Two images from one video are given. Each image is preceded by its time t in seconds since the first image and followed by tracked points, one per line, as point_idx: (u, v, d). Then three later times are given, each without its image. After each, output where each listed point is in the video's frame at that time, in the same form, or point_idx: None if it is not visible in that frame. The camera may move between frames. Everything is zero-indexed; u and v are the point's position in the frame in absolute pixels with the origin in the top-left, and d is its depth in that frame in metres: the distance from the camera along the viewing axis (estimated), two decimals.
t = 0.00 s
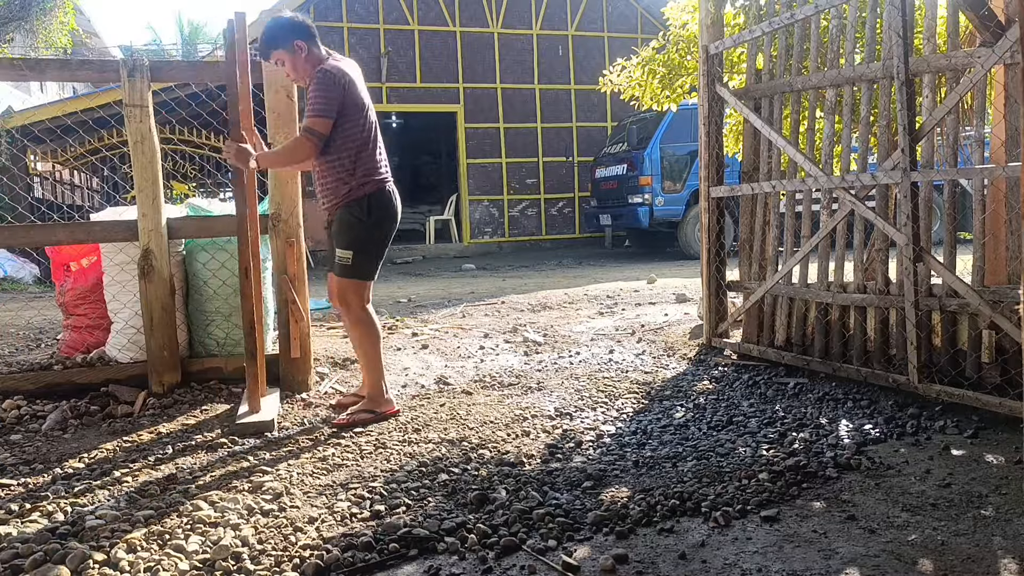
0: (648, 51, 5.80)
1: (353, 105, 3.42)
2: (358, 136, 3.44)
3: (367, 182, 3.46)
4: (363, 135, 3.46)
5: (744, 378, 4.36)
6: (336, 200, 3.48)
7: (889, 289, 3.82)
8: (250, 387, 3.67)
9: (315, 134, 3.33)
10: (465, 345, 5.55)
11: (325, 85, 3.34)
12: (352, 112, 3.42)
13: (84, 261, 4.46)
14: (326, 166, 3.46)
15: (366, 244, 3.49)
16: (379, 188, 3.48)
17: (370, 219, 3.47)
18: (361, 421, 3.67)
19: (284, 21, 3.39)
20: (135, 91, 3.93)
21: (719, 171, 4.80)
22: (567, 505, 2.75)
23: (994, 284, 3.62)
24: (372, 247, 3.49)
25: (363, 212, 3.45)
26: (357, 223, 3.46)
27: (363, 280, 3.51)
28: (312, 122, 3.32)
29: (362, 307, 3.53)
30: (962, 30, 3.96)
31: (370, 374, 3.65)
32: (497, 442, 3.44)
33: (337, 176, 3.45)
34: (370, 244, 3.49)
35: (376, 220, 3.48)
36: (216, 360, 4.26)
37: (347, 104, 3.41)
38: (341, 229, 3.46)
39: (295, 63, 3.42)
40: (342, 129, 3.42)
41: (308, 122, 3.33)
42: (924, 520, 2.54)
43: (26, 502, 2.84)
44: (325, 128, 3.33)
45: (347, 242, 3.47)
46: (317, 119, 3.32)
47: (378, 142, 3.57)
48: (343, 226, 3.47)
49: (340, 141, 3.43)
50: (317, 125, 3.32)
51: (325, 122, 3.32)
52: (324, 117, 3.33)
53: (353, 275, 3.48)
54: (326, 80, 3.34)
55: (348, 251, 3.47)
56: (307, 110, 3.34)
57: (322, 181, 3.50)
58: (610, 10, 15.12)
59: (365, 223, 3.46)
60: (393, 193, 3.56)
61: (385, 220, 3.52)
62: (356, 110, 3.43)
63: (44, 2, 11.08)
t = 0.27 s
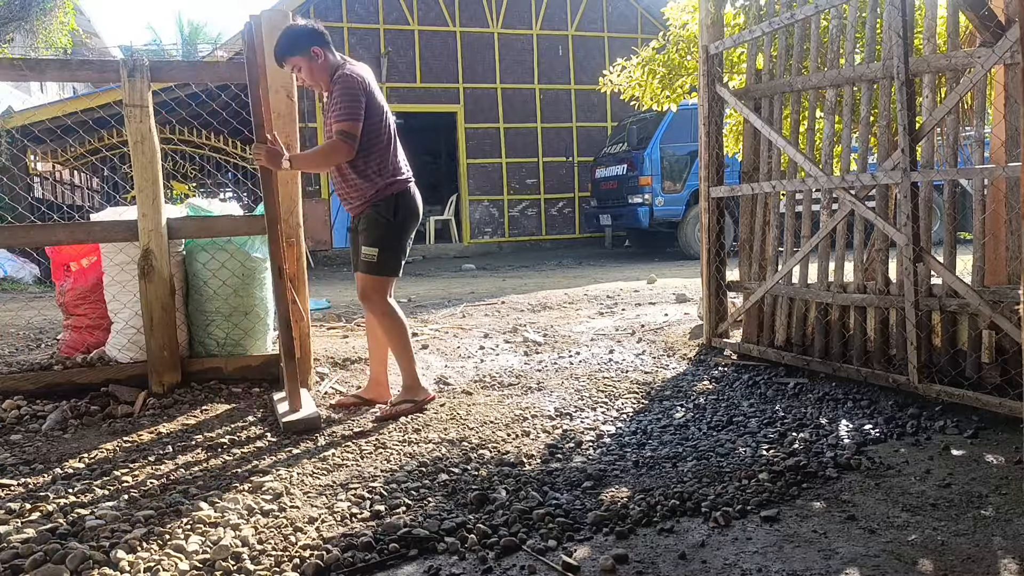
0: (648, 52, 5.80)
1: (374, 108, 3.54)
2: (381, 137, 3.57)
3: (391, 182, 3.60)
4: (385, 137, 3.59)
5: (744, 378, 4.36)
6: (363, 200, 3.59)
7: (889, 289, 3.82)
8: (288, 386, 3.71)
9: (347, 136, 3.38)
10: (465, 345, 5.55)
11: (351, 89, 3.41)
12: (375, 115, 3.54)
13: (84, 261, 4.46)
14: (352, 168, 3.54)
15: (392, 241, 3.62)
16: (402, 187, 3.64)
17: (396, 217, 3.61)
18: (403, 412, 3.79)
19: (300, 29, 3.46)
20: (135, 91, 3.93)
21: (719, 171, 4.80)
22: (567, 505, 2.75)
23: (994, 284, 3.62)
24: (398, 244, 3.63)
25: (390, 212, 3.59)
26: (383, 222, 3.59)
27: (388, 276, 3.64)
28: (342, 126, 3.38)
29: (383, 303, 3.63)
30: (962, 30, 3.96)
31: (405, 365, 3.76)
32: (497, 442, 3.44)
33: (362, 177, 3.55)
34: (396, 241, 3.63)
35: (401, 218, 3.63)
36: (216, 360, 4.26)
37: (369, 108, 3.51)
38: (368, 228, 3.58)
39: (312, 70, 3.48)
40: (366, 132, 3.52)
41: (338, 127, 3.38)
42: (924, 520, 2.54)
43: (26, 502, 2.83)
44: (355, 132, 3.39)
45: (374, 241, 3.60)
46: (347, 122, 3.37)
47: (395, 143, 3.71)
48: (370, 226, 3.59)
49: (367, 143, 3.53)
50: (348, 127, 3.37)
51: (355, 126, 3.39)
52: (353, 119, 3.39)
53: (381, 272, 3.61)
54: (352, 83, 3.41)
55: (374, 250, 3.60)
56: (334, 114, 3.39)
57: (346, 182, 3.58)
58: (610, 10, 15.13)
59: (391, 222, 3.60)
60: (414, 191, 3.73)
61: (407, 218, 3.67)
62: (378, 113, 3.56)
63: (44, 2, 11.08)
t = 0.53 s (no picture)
0: (648, 52, 5.80)
1: (402, 101, 3.53)
2: (407, 131, 3.55)
3: (414, 178, 3.57)
4: (411, 130, 3.57)
5: (744, 378, 4.36)
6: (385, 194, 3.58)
7: (889, 289, 3.82)
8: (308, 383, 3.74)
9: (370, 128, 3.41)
10: (465, 345, 5.55)
11: (378, 80, 3.42)
12: (402, 108, 3.53)
13: (84, 261, 4.46)
14: (376, 160, 3.55)
15: (413, 238, 3.60)
16: (426, 183, 3.60)
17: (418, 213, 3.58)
18: (403, 412, 3.79)
19: (337, 18, 3.49)
20: (134, 91, 3.92)
21: (719, 172, 4.80)
22: (567, 505, 2.75)
23: (994, 285, 3.62)
24: (419, 241, 3.61)
25: (410, 207, 3.57)
26: (404, 217, 3.56)
27: (415, 274, 3.63)
28: (364, 117, 3.39)
29: (417, 301, 3.67)
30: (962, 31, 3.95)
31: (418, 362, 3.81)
32: (497, 442, 3.44)
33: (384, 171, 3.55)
34: (418, 238, 3.61)
35: (423, 215, 3.60)
36: (216, 360, 4.25)
37: (396, 101, 3.51)
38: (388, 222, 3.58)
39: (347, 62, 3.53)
40: (392, 124, 3.52)
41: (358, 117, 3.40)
42: (924, 520, 2.54)
43: (26, 502, 2.83)
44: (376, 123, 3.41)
45: (396, 237, 3.59)
46: (369, 113, 3.39)
47: (425, 137, 3.68)
48: (392, 221, 3.58)
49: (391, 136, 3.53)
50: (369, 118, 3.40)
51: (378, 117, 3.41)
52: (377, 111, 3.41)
53: (399, 267, 3.60)
54: (380, 75, 3.43)
55: (395, 246, 3.59)
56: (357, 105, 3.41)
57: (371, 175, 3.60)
58: (610, 10, 15.14)
59: (412, 218, 3.57)
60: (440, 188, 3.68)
61: (430, 214, 3.63)
62: (405, 106, 3.54)
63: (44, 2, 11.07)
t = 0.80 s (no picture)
0: (648, 52, 5.80)
1: (426, 97, 3.56)
2: (431, 127, 3.58)
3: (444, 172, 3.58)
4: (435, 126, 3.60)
5: (744, 378, 4.36)
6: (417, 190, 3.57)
7: (889, 289, 3.82)
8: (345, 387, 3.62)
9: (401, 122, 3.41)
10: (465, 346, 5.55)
11: (404, 75, 3.45)
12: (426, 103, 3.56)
13: (83, 262, 4.46)
14: (405, 156, 3.55)
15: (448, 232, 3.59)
16: (456, 177, 3.62)
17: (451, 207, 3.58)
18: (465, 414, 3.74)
19: (356, 18, 3.52)
20: (134, 91, 3.91)
21: (719, 172, 4.80)
22: (567, 505, 2.75)
23: (994, 285, 3.62)
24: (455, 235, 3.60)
25: (442, 202, 3.57)
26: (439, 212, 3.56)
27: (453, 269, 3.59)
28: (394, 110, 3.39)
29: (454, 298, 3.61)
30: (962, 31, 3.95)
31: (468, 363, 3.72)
32: (497, 442, 3.44)
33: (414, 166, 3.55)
34: (453, 232, 3.60)
35: (456, 209, 3.60)
36: (216, 360, 4.25)
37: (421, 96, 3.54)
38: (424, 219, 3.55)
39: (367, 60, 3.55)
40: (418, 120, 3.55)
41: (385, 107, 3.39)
42: (924, 520, 2.54)
43: (26, 502, 2.83)
44: (406, 115, 3.41)
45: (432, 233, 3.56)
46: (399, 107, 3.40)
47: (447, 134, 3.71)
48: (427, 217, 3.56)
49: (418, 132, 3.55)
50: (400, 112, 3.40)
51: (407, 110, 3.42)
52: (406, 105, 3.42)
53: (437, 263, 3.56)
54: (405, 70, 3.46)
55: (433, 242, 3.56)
56: (383, 98, 3.41)
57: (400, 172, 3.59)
58: (610, 10, 15.15)
59: (445, 213, 3.57)
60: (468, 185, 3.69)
61: (462, 208, 3.64)
62: (428, 102, 3.58)
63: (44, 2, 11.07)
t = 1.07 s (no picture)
0: (648, 52, 5.80)
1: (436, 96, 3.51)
2: (439, 127, 3.54)
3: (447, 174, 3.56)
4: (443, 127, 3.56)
5: (744, 378, 4.35)
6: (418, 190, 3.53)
7: (889, 289, 3.82)
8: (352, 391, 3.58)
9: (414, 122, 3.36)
10: (465, 346, 5.54)
11: (418, 74, 3.39)
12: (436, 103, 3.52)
13: (83, 262, 4.46)
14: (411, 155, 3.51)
15: (445, 235, 3.58)
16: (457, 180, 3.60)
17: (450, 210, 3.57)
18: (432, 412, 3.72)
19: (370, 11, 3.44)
20: (134, 92, 3.91)
21: (719, 172, 4.80)
22: (566, 506, 2.75)
23: (994, 285, 3.62)
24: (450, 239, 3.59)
25: (443, 203, 3.54)
26: (439, 214, 3.53)
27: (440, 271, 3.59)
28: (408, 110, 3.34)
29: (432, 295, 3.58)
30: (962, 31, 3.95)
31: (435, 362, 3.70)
32: (497, 443, 3.44)
33: (418, 166, 3.51)
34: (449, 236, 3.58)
35: (454, 213, 3.58)
36: (216, 360, 4.26)
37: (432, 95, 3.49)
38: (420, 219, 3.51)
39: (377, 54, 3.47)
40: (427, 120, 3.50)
41: (403, 110, 3.34)
42: (924, 520, 2.54)
43: (26, 503, 2.83)
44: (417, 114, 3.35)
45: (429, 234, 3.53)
46: (413, 106, 3.34)
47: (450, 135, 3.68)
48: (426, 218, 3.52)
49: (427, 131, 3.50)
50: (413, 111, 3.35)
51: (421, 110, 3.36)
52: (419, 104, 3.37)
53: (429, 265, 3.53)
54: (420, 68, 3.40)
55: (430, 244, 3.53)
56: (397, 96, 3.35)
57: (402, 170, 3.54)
58: (610, 11, 15.15)
59: (445, 216, 3.55)
60: (468, 187, 3.69)
61: (459, 212, 3.63)
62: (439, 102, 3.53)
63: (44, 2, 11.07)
